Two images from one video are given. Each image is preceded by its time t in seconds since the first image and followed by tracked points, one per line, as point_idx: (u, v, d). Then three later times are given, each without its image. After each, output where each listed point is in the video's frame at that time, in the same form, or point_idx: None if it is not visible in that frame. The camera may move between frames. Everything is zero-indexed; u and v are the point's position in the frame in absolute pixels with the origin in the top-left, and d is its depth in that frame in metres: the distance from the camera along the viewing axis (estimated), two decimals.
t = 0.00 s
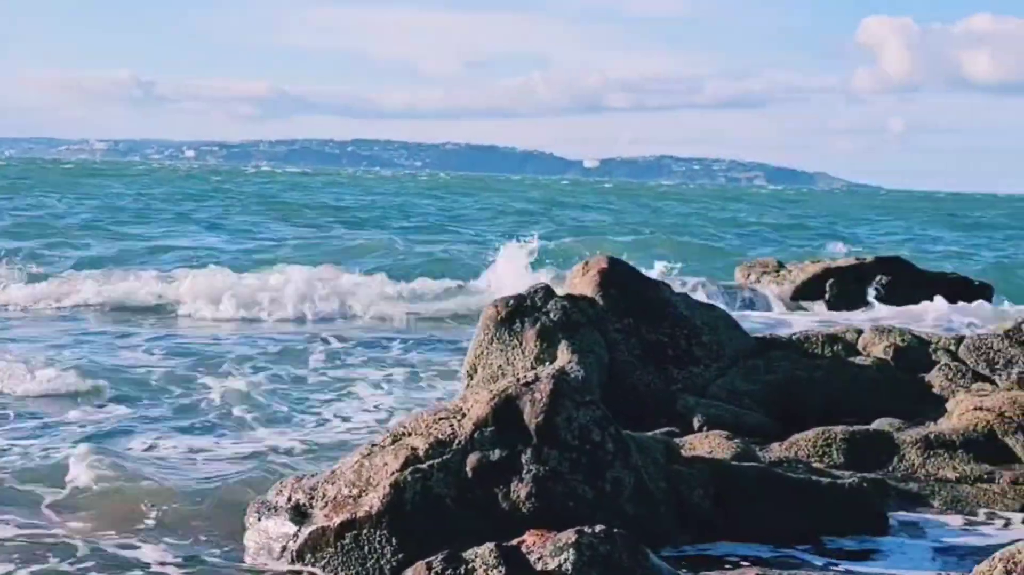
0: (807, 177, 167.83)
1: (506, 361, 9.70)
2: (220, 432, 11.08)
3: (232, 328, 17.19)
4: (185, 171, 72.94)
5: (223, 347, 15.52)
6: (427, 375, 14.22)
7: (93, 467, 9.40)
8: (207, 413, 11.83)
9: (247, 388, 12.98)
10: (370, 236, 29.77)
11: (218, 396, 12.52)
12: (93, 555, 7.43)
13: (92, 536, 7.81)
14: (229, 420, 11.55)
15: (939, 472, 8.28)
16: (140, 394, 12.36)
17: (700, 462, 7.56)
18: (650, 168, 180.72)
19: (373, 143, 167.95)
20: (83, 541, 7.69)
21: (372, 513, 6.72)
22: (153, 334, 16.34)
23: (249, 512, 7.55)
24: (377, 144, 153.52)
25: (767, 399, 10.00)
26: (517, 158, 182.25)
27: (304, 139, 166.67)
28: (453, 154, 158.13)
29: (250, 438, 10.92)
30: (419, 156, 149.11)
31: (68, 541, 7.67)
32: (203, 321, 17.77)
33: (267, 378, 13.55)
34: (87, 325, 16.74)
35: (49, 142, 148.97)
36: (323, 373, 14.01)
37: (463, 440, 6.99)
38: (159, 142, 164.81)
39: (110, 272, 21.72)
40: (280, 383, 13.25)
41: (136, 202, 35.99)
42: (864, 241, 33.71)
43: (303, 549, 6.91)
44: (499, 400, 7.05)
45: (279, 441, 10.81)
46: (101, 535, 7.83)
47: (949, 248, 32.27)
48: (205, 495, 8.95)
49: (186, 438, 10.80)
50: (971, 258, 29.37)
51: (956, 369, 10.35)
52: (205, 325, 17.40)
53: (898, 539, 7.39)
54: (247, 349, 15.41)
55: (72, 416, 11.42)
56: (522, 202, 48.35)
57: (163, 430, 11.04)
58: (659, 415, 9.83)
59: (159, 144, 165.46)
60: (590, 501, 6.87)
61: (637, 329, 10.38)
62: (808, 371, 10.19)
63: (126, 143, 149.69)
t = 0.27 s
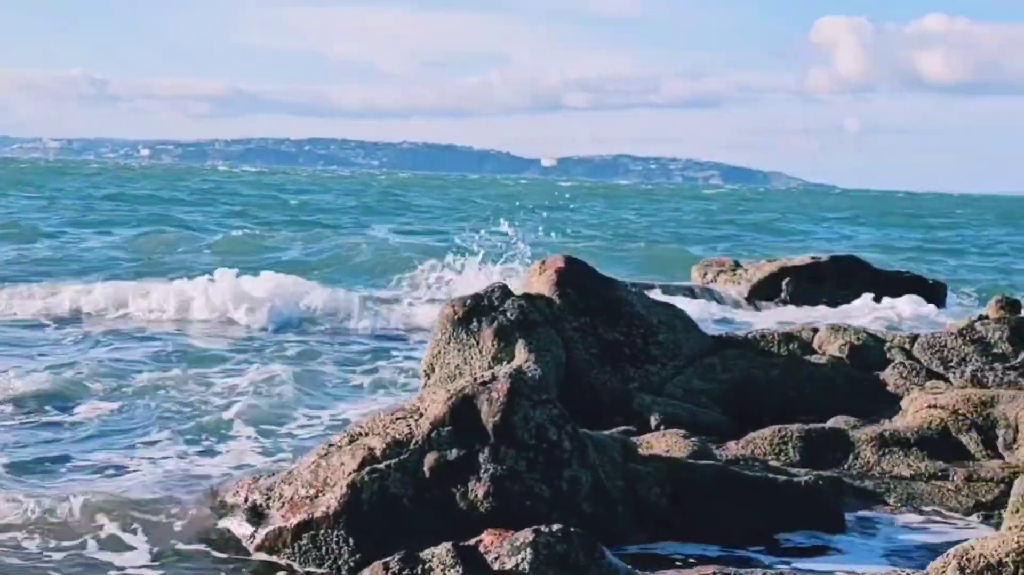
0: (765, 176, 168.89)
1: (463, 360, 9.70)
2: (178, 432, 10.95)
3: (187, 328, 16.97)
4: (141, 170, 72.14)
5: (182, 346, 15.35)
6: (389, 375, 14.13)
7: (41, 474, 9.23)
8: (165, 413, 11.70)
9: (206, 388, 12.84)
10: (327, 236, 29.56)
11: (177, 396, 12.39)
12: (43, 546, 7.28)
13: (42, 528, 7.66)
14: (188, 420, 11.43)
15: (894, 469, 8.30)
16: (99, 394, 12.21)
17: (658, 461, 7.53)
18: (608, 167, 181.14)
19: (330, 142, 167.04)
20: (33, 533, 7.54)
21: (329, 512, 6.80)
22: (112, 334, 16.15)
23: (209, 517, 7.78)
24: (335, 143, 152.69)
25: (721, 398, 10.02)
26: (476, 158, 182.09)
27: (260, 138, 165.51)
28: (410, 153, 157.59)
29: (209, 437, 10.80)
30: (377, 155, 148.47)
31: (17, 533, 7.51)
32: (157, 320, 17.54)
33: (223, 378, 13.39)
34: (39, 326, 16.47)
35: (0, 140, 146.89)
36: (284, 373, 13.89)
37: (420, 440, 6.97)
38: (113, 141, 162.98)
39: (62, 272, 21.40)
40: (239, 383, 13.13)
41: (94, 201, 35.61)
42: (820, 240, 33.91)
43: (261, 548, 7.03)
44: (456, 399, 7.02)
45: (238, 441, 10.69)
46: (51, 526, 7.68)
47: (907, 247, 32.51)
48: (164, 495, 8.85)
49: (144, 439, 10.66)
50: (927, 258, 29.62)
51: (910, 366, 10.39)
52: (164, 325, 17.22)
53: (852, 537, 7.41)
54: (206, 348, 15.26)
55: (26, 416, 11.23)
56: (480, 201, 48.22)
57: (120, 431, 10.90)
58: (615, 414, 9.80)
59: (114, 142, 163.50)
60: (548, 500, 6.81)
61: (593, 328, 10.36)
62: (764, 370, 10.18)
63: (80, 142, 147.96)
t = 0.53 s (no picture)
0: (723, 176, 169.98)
1: (423, 361, 9.69)
2: (138, 434, 10.82)
3: (142, 329, 16.78)
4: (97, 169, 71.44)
5: (141, 348, 15.20)
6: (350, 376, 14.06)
7: None
8: (125, 415, 11.55)
9: (166, 390, 12.71)
10: (285, 236, 29.37)
11: (136, 398, 12.26)
12: None
13: None
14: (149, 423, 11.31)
15: (852, 469, 8.33)
16: (58, 395, 12.05)
17: (618, 461, 7.51)
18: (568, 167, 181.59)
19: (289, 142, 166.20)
20: None
21: (288, 515, 6.77)
22: (70, 335, 15.97)
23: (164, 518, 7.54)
24: (293, 143, 151.89)
25: (681, 398, 10.03)
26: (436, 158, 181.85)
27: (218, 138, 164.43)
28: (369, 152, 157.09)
29: (170, 439, 10.69)
30: (336, 155, 147.89)
31: None
32: (112, 321, 17.33)
33: (180, 380, 13.24)
34: None
35: None
36: (243, 374, 13.78)
37: (380, 441, 6.90)
38: (69, 140, 161.23)
39: (15, 274, 21.10)
40: (195, 385, 12.99)
41: (50, 201, 35.23)
42: (777, 240, 34.14)
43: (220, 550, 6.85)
44: (415, 400, 6.95)
45: (198, 443, 10.58)
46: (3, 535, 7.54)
47: (865, 247, 32.82)
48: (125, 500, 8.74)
49: (104, 441, 10.53)
50: (884, 257, 29.90)
51: (867, 366, 10.43)
52: (119, 325, 17.01)
53: (810, 537, 7.41)
54: (162, 350, 15.08)
55: None
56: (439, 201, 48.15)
57: (78, 433, 10.76)
58: (575, 415, 9.80)
59: (69, 142, 161.77)
60: (508, 502, 6.77)
61: (553, 328, 10.31)
62: (722, 371, 10.20)
63: (34, 141, 146.20)
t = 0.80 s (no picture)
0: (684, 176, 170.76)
1: (385, 362, 9.60)
2: (97, 436, 10.70)
3: (100, 329, 16.59)
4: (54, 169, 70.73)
5: (99, 349, 15.03)
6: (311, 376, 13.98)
7: None
8: (85, 417, 11.42)
9: (126, 392, 12.58)
10: (245, 237, 29.16)
11: (96, 399, 12.12)
12: None
13: None
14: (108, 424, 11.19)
15: (812, 467, 8.36)
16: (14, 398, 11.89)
17: (579, 461, 7.50)
18: (530, 168, 181.75)
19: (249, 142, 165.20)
20: None
21: (249, 517, 6.71)
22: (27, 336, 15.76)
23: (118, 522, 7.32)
24: (253, 143, 150.94)
25: (642, 398, 10.04)
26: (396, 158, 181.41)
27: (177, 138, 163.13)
28: (330, 152, 156.39)
29: (130, 441, 10.56)
30: (296, 155, 147.16)
31: None
32: (69, 321, 17.12)
33: (138, 382, 13.11)
34: None
35: None
36: (204, 375, 13.67)
37: (341, 442, 6.88)
38: (25, 139, 159.45)
39: None
40: (154, 387, 12.86)
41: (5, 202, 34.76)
42: (737, 239, 34.32)
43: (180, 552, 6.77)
44: (376, 400, 6.94)
45: (159, 444, 10.46)
46: None
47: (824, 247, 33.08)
48: (84, 503, 8.62)
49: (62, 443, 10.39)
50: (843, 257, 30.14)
51: (827, 365, 10.48)
52: (77, 325, 16.81)
53: (771, 536, 7.43)
54: (120, 351, 14.93)
55: None
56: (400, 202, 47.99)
57: (38, 436, 10.62)
58: (537, 414, 9.77)
59: (25, 141, 159.92)
60: (470, 502, 6.72)
61: (515, 329, 10.29)
62: (683, 370, 10.23)
63: None
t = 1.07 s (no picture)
0: (647, 175, 171.33)
1: (348, 362, 9.56)
2: (56, 436, 10.56)
3: (56, 328, 16.36)
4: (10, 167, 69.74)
5: (55, 348, 14.83)
6: (274, 376, 13.88)
7: None
8: (43, 418, 11.27)
9: (85, 392, 12.44)
10: (206, 235, 28.92)
11: (55, 400, 11.97)
12: None
13: None
14: (67, 424, 11.05)
15: (775, 466, 8.38)
16: None
17: (542, 460, 7.47)
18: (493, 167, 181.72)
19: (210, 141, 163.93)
20: None
21: (212, 517, 6.56)
22: None
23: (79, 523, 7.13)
24: (215, 141, 149.84)
25: (605, 397, 10.03)
26: (360, 156, 180.81)
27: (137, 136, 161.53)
28: (293, 151, 155.56)
29: (89, 441, 10.44)
30: (258, 153, 146.20)
31: None
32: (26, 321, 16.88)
33: (96, 381, 12.96)
34: None
35: None
36: (164, 374, 13.53)
37: (304, 442, 6.79)
38: None
39: None
40: (113, 387, 12.71)
41: None
42: (700, 238, 34.44)
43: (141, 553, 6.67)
44: (339, 401, 6.85)
45: (118, 445, 10.33)
46: None
47: (786, 246, 33.28)
48: (42, 505, 8.51)
49: (19, 444, 10.24)
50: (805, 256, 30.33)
51: (790, 364, 10.51)
52: (34, 325, 16.59)
53: (733, 535, 7.42)
54: (78, 351, 14.74)
55: None
56: (363, 200, 47.82)
57: None
58: (500, 413, 9.74)
59: None
60: (432, 502, 6.69)
61: (478, 328, 10.26)
62: (646, 369, 10.23)
63: None
